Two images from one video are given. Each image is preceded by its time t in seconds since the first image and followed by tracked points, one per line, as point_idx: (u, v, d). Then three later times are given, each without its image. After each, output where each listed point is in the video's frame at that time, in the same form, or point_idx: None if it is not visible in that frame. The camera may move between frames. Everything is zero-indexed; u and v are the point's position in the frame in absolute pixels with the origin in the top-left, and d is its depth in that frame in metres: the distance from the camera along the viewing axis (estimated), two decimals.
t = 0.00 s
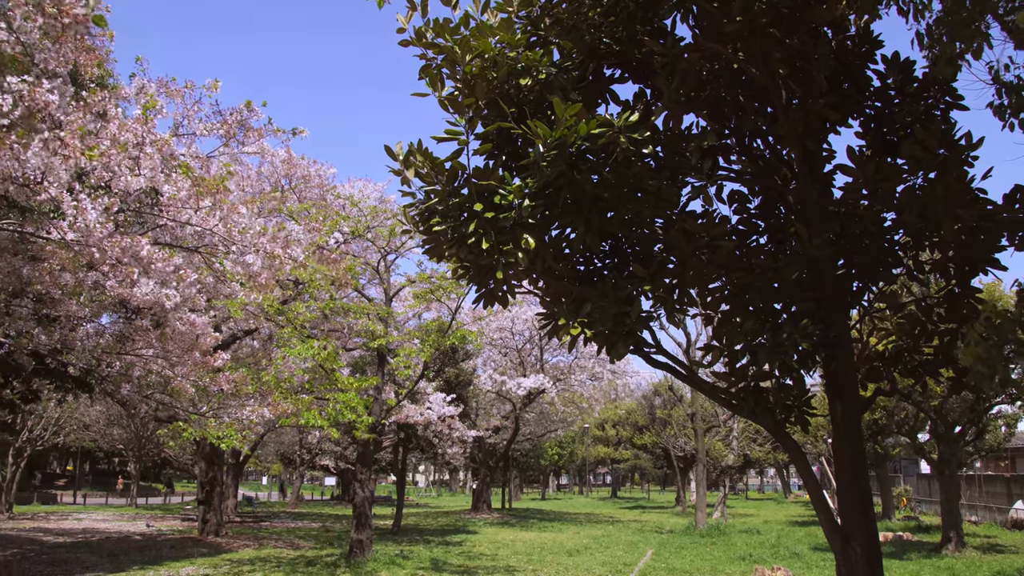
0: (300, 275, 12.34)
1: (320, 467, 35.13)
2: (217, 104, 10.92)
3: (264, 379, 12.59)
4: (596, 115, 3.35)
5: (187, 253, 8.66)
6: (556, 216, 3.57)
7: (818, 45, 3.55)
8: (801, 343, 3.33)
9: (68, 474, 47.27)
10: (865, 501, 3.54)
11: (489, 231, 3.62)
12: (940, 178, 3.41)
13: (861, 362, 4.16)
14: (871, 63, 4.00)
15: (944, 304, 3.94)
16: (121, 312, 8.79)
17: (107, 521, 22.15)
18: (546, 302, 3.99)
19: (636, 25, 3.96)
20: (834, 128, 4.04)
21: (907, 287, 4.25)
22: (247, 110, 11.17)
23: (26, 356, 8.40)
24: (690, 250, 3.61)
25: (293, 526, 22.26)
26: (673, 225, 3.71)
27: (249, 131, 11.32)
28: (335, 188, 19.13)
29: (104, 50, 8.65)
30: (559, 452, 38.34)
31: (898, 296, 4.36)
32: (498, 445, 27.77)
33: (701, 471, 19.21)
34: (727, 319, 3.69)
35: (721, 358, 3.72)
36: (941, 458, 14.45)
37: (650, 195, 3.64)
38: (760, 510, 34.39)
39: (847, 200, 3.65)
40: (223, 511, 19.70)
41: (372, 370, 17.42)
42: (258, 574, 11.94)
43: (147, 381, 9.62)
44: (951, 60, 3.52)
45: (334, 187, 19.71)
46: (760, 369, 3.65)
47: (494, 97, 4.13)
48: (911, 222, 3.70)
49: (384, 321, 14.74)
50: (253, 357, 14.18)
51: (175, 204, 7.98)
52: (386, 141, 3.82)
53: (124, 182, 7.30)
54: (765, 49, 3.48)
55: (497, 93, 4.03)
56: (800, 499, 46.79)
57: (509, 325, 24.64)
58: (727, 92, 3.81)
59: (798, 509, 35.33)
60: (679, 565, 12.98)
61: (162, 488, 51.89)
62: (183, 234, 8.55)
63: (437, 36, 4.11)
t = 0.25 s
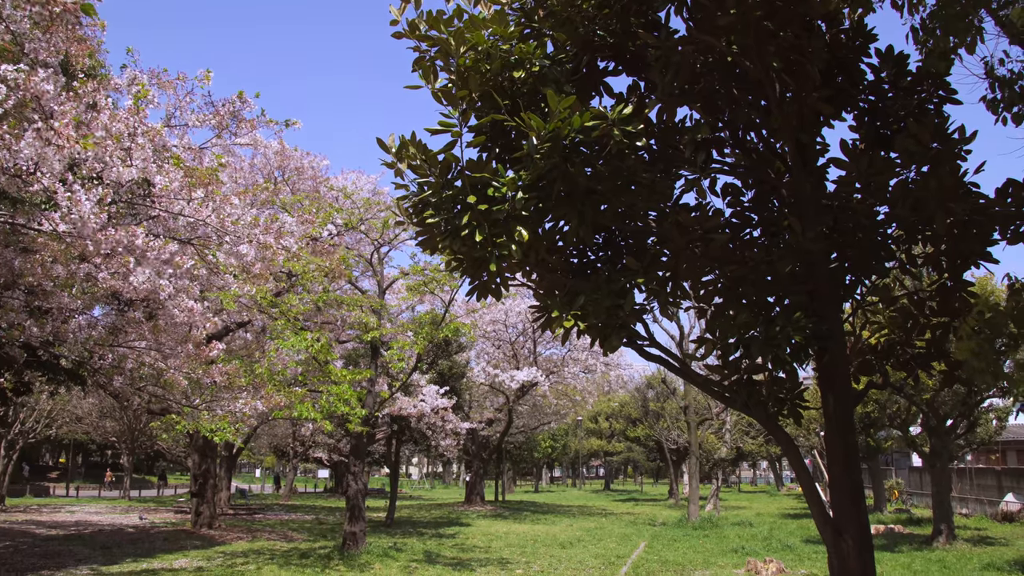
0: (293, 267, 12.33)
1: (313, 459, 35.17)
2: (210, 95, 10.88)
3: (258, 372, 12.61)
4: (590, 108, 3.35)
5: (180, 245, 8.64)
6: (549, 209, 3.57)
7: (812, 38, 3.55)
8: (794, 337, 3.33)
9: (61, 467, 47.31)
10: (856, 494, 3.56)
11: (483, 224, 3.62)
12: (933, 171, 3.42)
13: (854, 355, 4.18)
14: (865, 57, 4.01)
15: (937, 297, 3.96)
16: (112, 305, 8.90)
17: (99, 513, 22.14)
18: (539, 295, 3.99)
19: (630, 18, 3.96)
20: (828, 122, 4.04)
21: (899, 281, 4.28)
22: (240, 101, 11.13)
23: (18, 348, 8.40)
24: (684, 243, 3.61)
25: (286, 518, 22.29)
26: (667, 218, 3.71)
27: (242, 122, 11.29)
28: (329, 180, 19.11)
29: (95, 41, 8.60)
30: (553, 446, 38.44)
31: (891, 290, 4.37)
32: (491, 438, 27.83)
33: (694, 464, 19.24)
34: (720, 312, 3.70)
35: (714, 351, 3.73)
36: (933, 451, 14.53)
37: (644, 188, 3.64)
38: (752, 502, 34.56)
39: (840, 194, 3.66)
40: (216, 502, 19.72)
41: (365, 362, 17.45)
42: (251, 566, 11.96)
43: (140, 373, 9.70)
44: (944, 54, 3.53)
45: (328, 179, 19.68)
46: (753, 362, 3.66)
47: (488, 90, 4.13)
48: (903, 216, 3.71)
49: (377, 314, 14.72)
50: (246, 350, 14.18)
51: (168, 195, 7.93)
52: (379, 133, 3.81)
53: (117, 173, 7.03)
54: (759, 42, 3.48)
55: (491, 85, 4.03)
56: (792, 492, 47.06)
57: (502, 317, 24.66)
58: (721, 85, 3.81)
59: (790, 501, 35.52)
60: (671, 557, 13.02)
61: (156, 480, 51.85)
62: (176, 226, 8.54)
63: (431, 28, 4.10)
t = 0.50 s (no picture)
0: (290, 261, 12.34)
1: (310, 453, 35.24)
2: (205, 88, 10.85)
3: (254, 365, 12.64)
4: (586, 101, 3.35)
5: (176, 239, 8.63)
6: (545, 202, 3.59)
7: (809, 32, 3.56)
8: (791, 331, 3.34)
9: (57, 461, 47.23)
10: (852, 489, 3.57)
11: (480, 217, 3.63)
12: (929, 166, 3.42)
13: (850, 349, 4.20)
14: (862, 52, 4.02)
15: (933, 292, 3.98)
16: (108, 299, 8.76)
17: (95, 507, 22.16)
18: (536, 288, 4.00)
19: (627, 11, 3.96)
20: (824, 116, 4.05)
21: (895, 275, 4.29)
22: (235, 94, 11.10)
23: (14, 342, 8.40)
24: (680, 237, 3.61)
25: (283, 512, 22.31)
26: (663, 212, 3.72)
27: (238, 115, 11.27)
28: (325, 173, 19.09)
29: (89, 34, 8.57)
30: (550, 440, 38.50)
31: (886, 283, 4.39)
32: (488, 432, 27.86)
33: (689, 458, 19.22)
34: (716, 306, 3.71)
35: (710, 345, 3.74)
36: (928, 446, 14.58)
37: (641, 182, 3.65)
38: (748, 496, 34.70)
39: (837, 188, 3.67)
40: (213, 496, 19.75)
41: (362, 355, 17.48)
42: (249, 559, 11.99)
43: (136, 367, 9.66)
44: (940, 48, 3.54)
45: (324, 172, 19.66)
46: (749, 356, 3.67)
47: (484, 83, 4.14)
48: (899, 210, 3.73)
49: (373, 307, 14.68)
50: (243, 343, 14.19)
51: (164, 189, 7.93)
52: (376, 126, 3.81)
53: (111, 167, 7.14)
54: (756, 35, 3.48)
55: (487, 78, 4.03)
56: (788, 486, 47.22)
57: (498, 312, 24.66)
58: (717, 79, 3.82)
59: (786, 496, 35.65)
60: (667, 550, 13.08)
61: (152, 475, 51.75)
62: (172, 220, 8.54)
63: (428, 21, 4.09)
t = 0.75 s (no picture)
0: (289, 260, 12.33)
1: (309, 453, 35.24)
2: (204, 86, 10.84)
3: (254, 364, 12.63)
4: (586, 100, 3.35)
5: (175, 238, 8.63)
6: (545, 201, 3.61)
7: (809, 31, 3.56)
8: (790, 330, 3.33)
9: (57, 460, 47.20)
10: (852, 488, 3.56)
11: (479, 215, 3.63)
12: (928, 165, 3.42)
13: (849, 348, 4.21)
14: (861, 50, 4.02)
15: (932, 290, 3.99)
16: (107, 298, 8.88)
17: (95, 506, 22.15)
18: (535, 287, 3.99)
19: (626, 10, 3.96)
20: (824, 115, 4.05)
21: (895, 273, 4.29)
22: (235, 93, 11.10)
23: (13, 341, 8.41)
24: (680, 236, 3.62)
25: (283, 511, 22.32)
26: (663, 211, 3.72)
27: (237, 114, 11.26)
28: (324, 172, 19.07)
29: (88, 33, 8.55)
30: (549, 439, 38.49)
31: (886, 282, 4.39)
32: (488, 431, 27.87)
33: (689, 457, 19.19)
34: (716, 305, 3.71)
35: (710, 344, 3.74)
36: (927, 445, 14.58)
37: (640, 181, 3.65)
38: (748, 495, 34.68)
39: (836, 187, 3.67)
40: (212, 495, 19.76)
41: (361, 354, 17.48)
42: (248, 558, 11.98)
43: (136, 367, 9.63)
44: (939, 47, 3.54)
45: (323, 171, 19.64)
46: (748, 354, 3.68)
47: (484, 82, 4.13)
48: (898, 209, 3.74)
49: (373, 306, 14.67)
50: (242, 343, 14.19)
51: (164, 188, 7.92)
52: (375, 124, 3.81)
53: (111, 166, 7.11)
54: (756, 33, 3.47)
55: (487, 77, 4.02)
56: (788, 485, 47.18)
57: (498, 311, 24.66)
58: (717, 78, 3.82)
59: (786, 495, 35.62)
60: (667, 549, 13.07)
61: (152, 473, 51.73)
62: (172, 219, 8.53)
63: (427, 19, 4.09)
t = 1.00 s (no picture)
0: (289, 260, 12.34)
1: (310, 453, 35.24)
2: (205, 87, 10.85)
3: (255, 365, 12.63)
4: (586, 100, 3.35)
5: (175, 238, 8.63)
6: (545, 201, 3.61)
7: (809, 31, 3.56)
8: (790, 330, 3.33)
9: (57, 461, 47.16)
10: (852, 488, 3.56)
11: (479, 215, 3.63)
12: (928, 165, 3.42)
13: (849, 348, 4.21)
14: (861, 50, 4.02)
15: (932, 290, 3.99)
16: (107, 298, 8.90)
17: (94, 506, 22.15)
18: (535, 287, 3.99)
19: (626, 10, 3.96)
20: (824, 115, 4.05)
21: (895, 273, 4.29)
22: (235, 93, 11.10)
23: (13, 340, 8.42)
24: (680, 236, 3.61)
25: (283, 512, 22.31)
26: (663, 211, 3.71)
27: (237, 114, 11.27)
28: (324, 172, 19.07)
29: (89, 33, 8.56)
30: (549, 440, 38.49)
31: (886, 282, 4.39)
32: (488, 431, 27.86)
33: (689, 457, 19.22)
34: (716, 305, 3.71)
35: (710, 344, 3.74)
36: (927, 445, 14.58)
37: (640, 181, 3.65)
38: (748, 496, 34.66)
39: (836, 187, 3.67)
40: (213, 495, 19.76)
41: (361, 354, 17.48)
42: (248, 558, 11.98)
43: (136, 367, 9.61)
44: (940, 46, 3.53)
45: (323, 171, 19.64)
46: (748, 354, 3.68)
47: (485, 82, 4.13)
48: (899, 209, 3.74)
49: (373, 306, 14.69)
50: (242, 343, 14.19)
51: (164, 188, 7.94)
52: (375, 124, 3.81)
53: (111, 166, 7.09)
54: (757, 33, 3.47)
55: (487, 77, 4.02)
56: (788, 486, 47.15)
57: (498, 311, 24.65)
58: (717, 77, 3.82)
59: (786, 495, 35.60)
60: (667, 550, 13.07)
61: (152, 474, 51.73)
62: (172, 219, 8.54)
63: (427, 19, 4.09)
